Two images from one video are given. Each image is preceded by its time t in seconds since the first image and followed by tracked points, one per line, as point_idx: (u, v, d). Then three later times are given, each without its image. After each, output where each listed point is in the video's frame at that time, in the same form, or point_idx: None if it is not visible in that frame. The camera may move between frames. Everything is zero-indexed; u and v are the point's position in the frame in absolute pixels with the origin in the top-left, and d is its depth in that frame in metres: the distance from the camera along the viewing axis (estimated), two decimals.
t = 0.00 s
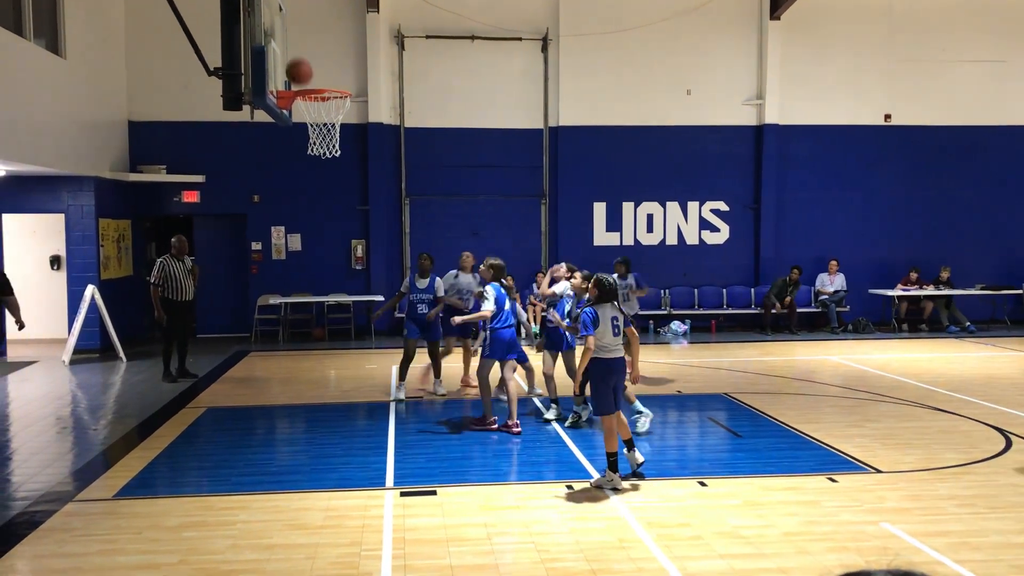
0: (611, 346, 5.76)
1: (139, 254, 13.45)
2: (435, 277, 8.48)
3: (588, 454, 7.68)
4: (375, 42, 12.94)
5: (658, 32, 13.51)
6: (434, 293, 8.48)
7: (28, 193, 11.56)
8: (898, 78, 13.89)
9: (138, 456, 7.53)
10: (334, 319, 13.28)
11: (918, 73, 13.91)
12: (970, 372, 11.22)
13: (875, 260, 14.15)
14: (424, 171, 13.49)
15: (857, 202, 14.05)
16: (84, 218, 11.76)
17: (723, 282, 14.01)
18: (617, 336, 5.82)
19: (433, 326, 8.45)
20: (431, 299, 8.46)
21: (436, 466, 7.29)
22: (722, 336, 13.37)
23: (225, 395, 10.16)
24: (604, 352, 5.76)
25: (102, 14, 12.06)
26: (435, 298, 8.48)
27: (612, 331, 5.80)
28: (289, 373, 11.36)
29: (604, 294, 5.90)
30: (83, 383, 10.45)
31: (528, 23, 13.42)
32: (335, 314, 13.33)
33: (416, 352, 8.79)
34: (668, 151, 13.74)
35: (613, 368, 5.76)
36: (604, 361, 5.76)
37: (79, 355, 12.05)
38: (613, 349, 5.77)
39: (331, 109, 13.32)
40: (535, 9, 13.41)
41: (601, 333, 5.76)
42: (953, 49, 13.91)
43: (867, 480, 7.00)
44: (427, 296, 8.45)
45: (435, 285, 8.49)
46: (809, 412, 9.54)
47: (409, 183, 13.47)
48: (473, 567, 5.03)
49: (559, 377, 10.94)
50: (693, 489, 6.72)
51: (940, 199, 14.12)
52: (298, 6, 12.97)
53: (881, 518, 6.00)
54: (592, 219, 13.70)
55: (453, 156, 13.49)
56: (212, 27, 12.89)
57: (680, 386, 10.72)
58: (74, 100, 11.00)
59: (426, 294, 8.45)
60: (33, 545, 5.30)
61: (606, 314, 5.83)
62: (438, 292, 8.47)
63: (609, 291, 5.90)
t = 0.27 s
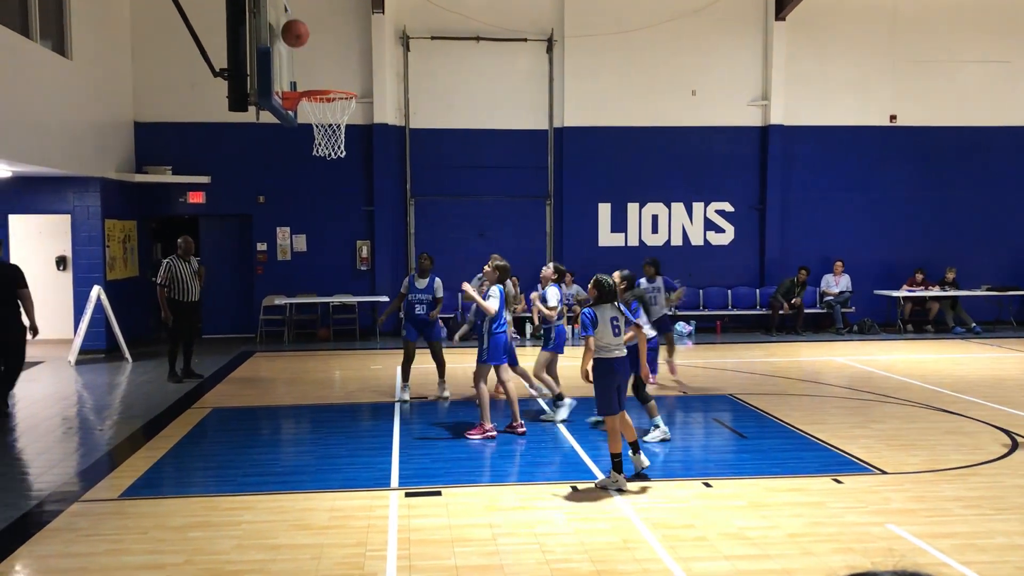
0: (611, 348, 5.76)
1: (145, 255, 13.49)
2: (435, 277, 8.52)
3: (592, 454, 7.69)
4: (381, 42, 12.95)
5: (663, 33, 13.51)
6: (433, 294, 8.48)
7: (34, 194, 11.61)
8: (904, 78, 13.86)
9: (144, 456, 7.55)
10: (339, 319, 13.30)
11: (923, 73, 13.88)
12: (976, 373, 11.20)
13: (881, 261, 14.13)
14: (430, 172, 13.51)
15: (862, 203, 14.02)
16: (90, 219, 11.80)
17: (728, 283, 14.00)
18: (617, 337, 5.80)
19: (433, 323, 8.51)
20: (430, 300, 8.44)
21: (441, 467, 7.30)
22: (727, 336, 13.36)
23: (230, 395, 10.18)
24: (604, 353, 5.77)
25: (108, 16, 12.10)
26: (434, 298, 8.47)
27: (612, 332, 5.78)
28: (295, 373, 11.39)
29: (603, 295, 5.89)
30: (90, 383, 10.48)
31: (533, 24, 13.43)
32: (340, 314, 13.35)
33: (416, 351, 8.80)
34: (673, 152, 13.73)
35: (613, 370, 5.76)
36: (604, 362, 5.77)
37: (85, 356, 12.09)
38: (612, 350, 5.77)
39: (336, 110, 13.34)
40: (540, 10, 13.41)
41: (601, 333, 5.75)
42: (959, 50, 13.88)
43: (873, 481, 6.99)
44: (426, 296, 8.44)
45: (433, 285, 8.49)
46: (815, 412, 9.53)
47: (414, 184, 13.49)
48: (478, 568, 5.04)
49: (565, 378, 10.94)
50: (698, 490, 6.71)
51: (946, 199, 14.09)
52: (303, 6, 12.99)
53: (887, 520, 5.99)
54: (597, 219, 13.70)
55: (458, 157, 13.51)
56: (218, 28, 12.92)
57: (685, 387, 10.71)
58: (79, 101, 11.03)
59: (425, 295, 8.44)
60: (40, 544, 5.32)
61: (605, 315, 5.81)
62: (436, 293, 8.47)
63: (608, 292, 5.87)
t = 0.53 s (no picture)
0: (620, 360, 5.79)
1: (148, 257, 13.51)
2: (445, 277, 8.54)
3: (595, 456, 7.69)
4: (383, 44, 12.96)
5: (665, 35, 13.50)
6: (443, 293, 8.52)
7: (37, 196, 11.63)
8: (906, 79, 13.85)
9: (147, 458, 7.56)
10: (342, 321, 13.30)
11: (926, 74, 13.87)
12: (979, 375, 11.17)
13: (884, 262, 14.10)
14: (432, 173, 13.51)
15: (865, 204, 14.00)
16: (93, 221, 11.83)
17: (731, 284, 13.98)
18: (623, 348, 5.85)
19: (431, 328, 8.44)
20: (441, 300, 8.47)
21: (444, 468, 7.29)
22: (729, 338, 13.34)
23: (233, 397, 10.18)
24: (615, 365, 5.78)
25: (111, 18, 12.12)
26: (443, 298, 8.50)
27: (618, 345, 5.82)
28: (297, 375, 11.39)
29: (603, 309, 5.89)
30: (93, 385, 10.50)
31: (536, 26, 13.43)
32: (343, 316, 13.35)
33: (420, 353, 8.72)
34: (676, 153, 13.73)
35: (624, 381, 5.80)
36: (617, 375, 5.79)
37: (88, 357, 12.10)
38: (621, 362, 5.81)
39: (339, 112, 13.35)
40: (542, 11, 13.42)
41: (612, 345, 5.74)
42: (962, 51, 13.87)
43: (876, 482, 6.98)
44: (437, 296, 8.46)
45: (444, 284, 8.53)
46: (818, 414, 9.51)
47: (416, 186, 13.49)
48: (481, 569, 5.03)
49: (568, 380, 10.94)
50: (701, 492, 6.70)
51: (949, 200, 14.06)
52: (306, 8, 13.01)
53: (890, 521, 5.98)
54: (600, 221, 13.70)
55: (461, 158, 13.51)
56: (220, 30, 12.94)
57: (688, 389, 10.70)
58: (83, 103, 11.05)
59: (435, 295, 8.47)
60: (43, 546, 5.32)
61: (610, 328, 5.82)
62: (447, 292, 8.50)
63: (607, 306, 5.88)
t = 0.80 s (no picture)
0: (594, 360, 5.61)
1: (153, 261, 13.54)
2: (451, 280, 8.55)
3: (601, 460, 7.70)
4: (387, 48, 12.98)
5: (669, 38, 13.51)
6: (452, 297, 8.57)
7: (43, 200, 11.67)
8: (911, 81, 13.83)
9: (151, 462, 7.56)
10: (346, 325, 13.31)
11: (930, 76, 13.85)
12: (985, 378, 11.14)
13: (889, 264, 14.08)
14: (436, 177, 13.52)
15: (870, 207, 13.98)
16: (98, 225, 11.87)
17: (735, 287, 13.97)
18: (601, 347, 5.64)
19: (430, 329, 8.24)
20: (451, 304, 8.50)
21: (449, 472, 7.29)
22: (734, 341, 13.32)
23: (238, 401, 10.20)
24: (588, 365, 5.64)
25: (116, 22, 12.16)
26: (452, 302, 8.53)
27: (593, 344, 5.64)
28: (302, 379, 11.40)
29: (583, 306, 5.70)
30: (98, 389, 10.52)
31: (539, 29, 13.45)
32: (347, 320, 13.36)
33: (437, 354, 8.77)
34: (680, 156, 13.72)
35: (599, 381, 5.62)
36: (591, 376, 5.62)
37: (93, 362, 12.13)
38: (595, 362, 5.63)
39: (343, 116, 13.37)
40: (545, 15, 13.44)
41: (580, 346, 5.61)
42: (966, 53, 13.85)
43: (881, 486, 6.96)
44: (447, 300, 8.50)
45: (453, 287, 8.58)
46: (824, 417, 9.49)
47: (420, 190, 13.50)
48: (486, 573, 5.03)
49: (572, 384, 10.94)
50: (706, 495, 6.69)
51: (953, 203, 14.04)
52: (310, 13, 13.04)
53: (896, 525, 5.96)
54: (604, 224, 13.69)
55: (464, 162, 13.52)
56: (224, 34, 12.97)
57: (693, 392, 10.69)
58: (87, 107, 11.09)
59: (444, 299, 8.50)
60: (48, 551, 5.33)
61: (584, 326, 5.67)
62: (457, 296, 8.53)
63: (586, 301, 5.69)
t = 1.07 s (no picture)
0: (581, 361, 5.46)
1: (160, 268, 13.60)
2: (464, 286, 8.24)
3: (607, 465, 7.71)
4: (392, 54, 13.03)
5: (673, 42, 13.54)
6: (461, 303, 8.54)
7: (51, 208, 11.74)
8: (916, 84, 13.81)
9: (159, 468, 7.59)
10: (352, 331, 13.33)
11: (935, 79, 13.83)
12: (992, 381, 11.09)
13: (895, 267, 14.04)
14: (441, 182, 13.55)
15: (875, 210, 13.96)
16: (105, 232, 11.93)
17: (741, 291, 13.95)
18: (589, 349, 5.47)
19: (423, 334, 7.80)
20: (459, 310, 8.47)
21: (456, 477, 7.30)
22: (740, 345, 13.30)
23: (245, 407, 10.23)
24: (575, 366, 5.49)
25: (123, 31, 12.25)
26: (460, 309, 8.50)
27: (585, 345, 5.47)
28: (309, 384, 11.42)
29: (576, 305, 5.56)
30: (106, 395, 10.56)
31: (543, 35, 13.49)
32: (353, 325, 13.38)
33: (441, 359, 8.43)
34: (685, 160, 13.72)
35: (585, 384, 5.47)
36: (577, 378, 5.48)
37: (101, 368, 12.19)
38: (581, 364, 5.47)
39: (348, 123, 13.42)
40: (550, 20, 13.48)
41: (563, 348, 5.53)
42: (972, 55, 13.84)
43: (889, 489, 6.94)
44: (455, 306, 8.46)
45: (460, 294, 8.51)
46: (831, 421, 9.47)
47: (426, 195, 13.53)
48: None
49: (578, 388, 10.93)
50: (713, 500, 6.69)
51: (959, 206, 14.01)
52: (315, 19, 13.11)
53: (904, 529, 5.95)
54: (609, 229, 13.70)
55: (469, 167, 13.55)
56: (230, 41, 13.04)
57: (699, 396, 10.68)
58: (95, 115, 11.16)
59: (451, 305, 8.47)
60: (57, 556, 5.36)
61: (572, 326, 5.52)
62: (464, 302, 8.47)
63: (575, 300, 5.56)
